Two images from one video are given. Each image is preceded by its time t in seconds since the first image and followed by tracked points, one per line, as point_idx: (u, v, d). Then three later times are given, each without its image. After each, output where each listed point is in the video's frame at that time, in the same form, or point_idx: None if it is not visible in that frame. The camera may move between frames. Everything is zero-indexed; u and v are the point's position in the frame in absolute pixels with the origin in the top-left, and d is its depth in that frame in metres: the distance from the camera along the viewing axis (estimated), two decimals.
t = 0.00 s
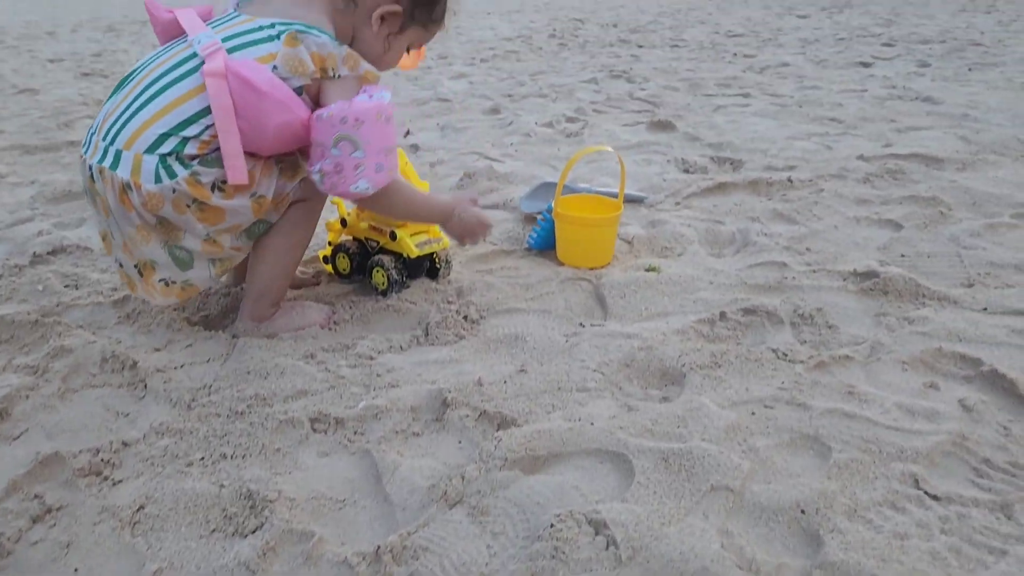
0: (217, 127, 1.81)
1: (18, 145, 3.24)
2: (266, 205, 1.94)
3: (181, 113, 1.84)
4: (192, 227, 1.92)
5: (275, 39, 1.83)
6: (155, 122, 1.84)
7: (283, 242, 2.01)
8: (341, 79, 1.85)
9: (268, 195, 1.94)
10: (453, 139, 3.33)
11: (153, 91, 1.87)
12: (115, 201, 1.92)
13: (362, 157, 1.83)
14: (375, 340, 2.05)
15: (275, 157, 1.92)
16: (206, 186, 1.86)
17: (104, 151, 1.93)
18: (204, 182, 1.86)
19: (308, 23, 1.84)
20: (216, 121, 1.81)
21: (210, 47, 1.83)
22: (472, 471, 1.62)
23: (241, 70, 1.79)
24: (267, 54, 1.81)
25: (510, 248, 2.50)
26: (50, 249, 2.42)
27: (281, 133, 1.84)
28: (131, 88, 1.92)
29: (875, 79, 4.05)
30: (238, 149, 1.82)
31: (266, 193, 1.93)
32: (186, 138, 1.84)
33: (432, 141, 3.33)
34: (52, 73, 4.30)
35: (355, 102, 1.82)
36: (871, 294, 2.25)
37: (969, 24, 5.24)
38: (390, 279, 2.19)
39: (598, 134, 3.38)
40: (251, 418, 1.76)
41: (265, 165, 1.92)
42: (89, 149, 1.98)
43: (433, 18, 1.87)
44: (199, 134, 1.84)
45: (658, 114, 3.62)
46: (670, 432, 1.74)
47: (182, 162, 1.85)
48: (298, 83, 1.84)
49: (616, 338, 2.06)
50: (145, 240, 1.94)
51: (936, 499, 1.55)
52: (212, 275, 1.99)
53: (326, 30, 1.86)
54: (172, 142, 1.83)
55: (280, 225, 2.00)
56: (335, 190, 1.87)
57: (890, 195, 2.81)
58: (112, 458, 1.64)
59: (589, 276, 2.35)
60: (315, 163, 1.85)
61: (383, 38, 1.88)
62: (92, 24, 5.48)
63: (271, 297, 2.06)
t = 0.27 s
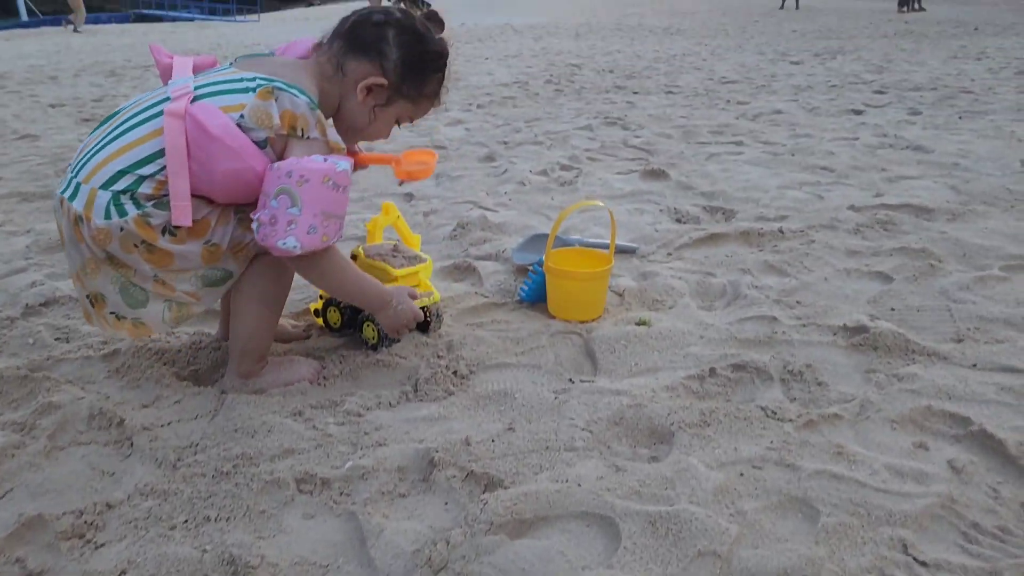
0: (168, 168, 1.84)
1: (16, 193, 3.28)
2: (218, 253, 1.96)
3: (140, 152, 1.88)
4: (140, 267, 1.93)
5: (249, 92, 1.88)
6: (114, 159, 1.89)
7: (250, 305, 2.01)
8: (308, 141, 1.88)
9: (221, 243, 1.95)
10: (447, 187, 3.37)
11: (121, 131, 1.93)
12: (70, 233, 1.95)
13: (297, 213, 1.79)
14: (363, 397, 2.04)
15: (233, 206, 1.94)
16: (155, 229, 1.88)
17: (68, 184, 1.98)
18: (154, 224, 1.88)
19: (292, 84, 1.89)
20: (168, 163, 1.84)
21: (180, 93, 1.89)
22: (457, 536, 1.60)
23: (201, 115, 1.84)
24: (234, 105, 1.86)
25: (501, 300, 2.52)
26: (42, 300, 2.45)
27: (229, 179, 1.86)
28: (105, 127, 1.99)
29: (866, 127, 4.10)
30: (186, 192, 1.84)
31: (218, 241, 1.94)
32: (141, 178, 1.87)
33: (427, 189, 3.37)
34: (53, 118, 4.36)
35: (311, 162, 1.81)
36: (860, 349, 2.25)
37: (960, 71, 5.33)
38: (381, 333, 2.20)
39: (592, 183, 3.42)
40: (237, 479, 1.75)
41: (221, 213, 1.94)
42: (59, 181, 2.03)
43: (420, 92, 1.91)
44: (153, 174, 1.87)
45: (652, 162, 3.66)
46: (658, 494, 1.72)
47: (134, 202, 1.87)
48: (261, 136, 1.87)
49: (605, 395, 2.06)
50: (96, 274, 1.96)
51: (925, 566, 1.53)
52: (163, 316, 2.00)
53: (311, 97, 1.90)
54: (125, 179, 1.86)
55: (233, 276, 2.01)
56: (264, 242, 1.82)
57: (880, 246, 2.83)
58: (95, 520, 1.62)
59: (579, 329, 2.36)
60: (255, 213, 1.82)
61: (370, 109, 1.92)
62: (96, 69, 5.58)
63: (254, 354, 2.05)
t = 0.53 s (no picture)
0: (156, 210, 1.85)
1: (17, 233, 3.32)
2: (200, 296, 1.96)
3: (130, 193, 1.88)
4: (122, 305, 1.93)
5: (244, 143, 1.88)
6: (104, 197, 1.89)
7: (233, 352, 2.00)
8: (297, 195, 1.86)
9: (204, 287, 1.95)
10: (445, 230, 3.40)
11: (115, 170, 1.93)
12: (57, 267, 1.96)
13: (272, 266, 1.78)
14: (357, 448, 2.04)
15: (220, 252, 1.95)
16: (138, 268, 1.88)
17: (60, 218, 1.99)
18: (137, 264, 1.87)
19: (286, 136, 1.88)
20: (156, 205, 1.85)
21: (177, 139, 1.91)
22: None
23: (192, 162, 1.85)
24: (228, 154, 1.87)
25: (496, 347, 2.53)
26: (39, 344, 2.47)
27: (214, 226, 1.86)
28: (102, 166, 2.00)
29: (862, 170, 4.13)
30: (172, 235, 1.84)
31: (201, 285, 1.95)
32: (129, 217, 1.87)
33: (425, 232, 3.40)
34: (56, 156, 4.42)
35: (293, 216, 1.80)
36: (855, 400, 2.24)
37: (955, 112, 5.39)
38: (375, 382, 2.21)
39: (588, 226, 3.44)
40: (228, 533, 1.73)
41: (206, 257, 1.94)
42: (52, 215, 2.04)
43: (414, 128, 1.87)
44: (141, 215, 1.87)
45: (648, 205, 3.68)
46: (650, 551, 1.69)
47: (120, 241, 1.87)
48: (250, 186, 1.86)
49: (599, 447, 2.05)
50: (79, 310, 1.96)
51: None
52: (144, 356, 1.99)
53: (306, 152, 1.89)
54: (113, 219, 1.86)
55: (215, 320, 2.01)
56: (242, 290, 1.82)
57: (875, 293, 2.83)
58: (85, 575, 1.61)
59: (574, 378, 2.36)
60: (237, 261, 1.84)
61: (367, 155, 1.90)
62: (101, 104, 5.66)
63: (246, 404, 2.06)
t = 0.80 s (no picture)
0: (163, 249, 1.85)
1: (18, 267, 3.35)
2: (202, 335, 1.94)
3: (137, 233, 1.89)
4: (124, 343, 1.91)
5: (250, 185, 1.89)
6: (112, 236, 1.90)
7: (236, 390, 1.99)
8: (301, 236, 1.88)
9: (206, 327, 1.94)
10: (445, 266, 3.43)
11: (124, 210, 1.94)
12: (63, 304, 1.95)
13: (276, 301, 1.77)
14: (354, 489, 2.03)
15: (223, 292, 1.93)
16: (142, 306, 1.87)
17: (68, 256, 1.99)
18: (141, 302, 1.87)
19: (293, 179, 1.91)
20: (163, 244, 1.85)
21: (185, 180, 1.92)
22: None
23: (200, 202, 1.85)
24: (236, 196, 1.88)
25: (494, 386, 2.53)
26: (38, 381, 2.48)
27: (220, 265, 1.86)
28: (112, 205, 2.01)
29: (859, 205, 4.16)
30: (177, 274, 1.84)
31: (204, 324, 1.93)
32: (135, 256, 1.87)
33: (426, 267, 3.43)
34: (59, 187, 4.47)
35: (298, 253, 1.81)
36: (852, 441, 2.22)
37: (952, 147, 5.43)
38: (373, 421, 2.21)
39: (587, 262, 3.46)
40: None
41: (211, 297, 1.93)
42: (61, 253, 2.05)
43: (417, 175, 1.90)
44: (147, 254, 1.87)
45: (647, 240, 3.70)
46: None
47: (126, 279, 1.87)
48: (256, 228, 1.87)
49: (596, 489, 2.03)
50: (82, 347, 1.95)
51: None
52: (144, 396, 1.96)
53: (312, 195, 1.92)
54: (119, 257, 1.86)
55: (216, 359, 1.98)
56: (245, 327, 1.80)
57: (872, 332, 2.83)
58: None
59: (571, 418, 2.36)
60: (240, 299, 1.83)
61: (370, 202, 1.92)
62: (105, 136, 5.73)
63: (246, 446, 2.05)
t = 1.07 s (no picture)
0: (173, 283, 1.86)
1: (19, 294, 3.38)
2: (210, 368, 1.94)
3: (146, 266, 1.89)
4: (131, 376, 1.92)
5: (259, 219, 1.90)
6: (122, 269, 1.90)
7: (239, 423, 2.00)
8: (312, 270, 1.90)
9: (214, 359, 1.94)
10: (444, 294, 3.45)
11: (132, 243, 1.95)
12: (68, 336, 1.96)
13: (292, 334, 1.79)
14: (350, 522, 2.02)
15: (231, 324, 1.94)
16: (151, 339, 1.88)
17: (74, 288, 2.00)
18: (150, 335, 1.88)
19: (300, 214, 1.92)
20: (173, 278, 1.86)
21: (194, 213, 1.93)
22: None
23: (211, 235, 1.86)
24: (246, 230, 1.88)
25: (492, 417, 2.54)
26: (37, 411, 2.51)
27: (230, 298, 1.87)
28: (120, 238, 2.02)
29: (857, 233, 4.18)
30: (188, 307, 1.85)
31: (211, 356, 1.93)
32: (145, 290, 1.88)
33: (425, 295, 3.45)
34: (61, 214, 4.51)
35: (314, 287, 1.83)
36: (849, 474, 2.21)
37: (950, 173, 5.47)
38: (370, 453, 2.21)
39: (586, 290, 3.48)
40: None
41: (218, 330, 1.94)
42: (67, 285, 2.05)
43: (419, 212, 1.93)
44: (157, 288, 1.88)
45: (646, 268, 3.72)
46: None
47: (134, 312, 1.88)
48: (266, 261, 1.88)
49: (592, 523, 2.01)
50: (88, 381, 1.95)
51: None
52: (148, 429, 1.97)
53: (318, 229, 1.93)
54: (128, 291, 1.87)
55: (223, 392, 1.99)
56: (258, 359, 1.81)
57: (870, 362, 2.84)
58: None
59: (569, 449, 2.36)
60: (253, 330, 1.83)
61: (374, 237, 1.94)
62: (108, 161, 5.79)
63: (244, 478, 2.05)
